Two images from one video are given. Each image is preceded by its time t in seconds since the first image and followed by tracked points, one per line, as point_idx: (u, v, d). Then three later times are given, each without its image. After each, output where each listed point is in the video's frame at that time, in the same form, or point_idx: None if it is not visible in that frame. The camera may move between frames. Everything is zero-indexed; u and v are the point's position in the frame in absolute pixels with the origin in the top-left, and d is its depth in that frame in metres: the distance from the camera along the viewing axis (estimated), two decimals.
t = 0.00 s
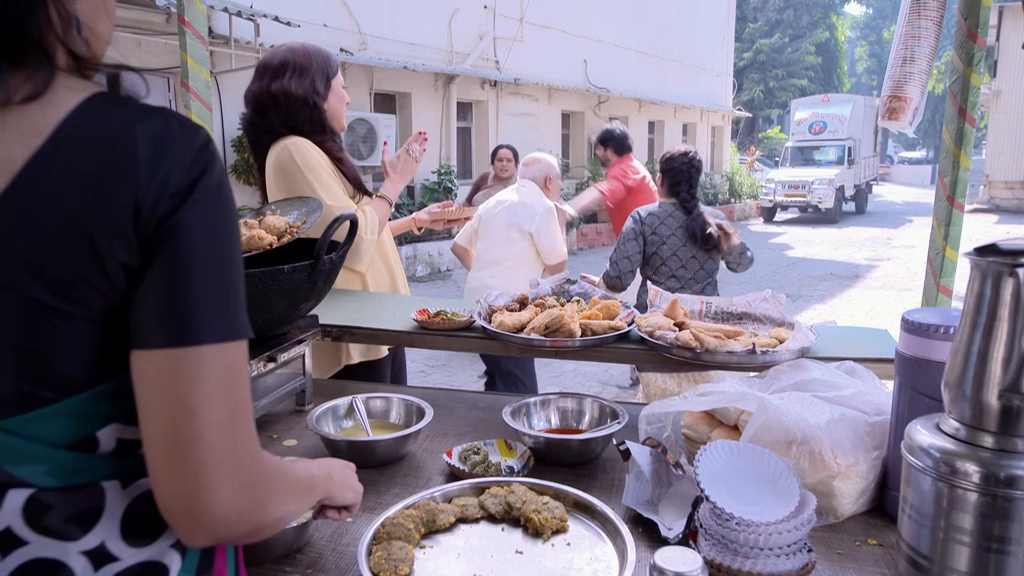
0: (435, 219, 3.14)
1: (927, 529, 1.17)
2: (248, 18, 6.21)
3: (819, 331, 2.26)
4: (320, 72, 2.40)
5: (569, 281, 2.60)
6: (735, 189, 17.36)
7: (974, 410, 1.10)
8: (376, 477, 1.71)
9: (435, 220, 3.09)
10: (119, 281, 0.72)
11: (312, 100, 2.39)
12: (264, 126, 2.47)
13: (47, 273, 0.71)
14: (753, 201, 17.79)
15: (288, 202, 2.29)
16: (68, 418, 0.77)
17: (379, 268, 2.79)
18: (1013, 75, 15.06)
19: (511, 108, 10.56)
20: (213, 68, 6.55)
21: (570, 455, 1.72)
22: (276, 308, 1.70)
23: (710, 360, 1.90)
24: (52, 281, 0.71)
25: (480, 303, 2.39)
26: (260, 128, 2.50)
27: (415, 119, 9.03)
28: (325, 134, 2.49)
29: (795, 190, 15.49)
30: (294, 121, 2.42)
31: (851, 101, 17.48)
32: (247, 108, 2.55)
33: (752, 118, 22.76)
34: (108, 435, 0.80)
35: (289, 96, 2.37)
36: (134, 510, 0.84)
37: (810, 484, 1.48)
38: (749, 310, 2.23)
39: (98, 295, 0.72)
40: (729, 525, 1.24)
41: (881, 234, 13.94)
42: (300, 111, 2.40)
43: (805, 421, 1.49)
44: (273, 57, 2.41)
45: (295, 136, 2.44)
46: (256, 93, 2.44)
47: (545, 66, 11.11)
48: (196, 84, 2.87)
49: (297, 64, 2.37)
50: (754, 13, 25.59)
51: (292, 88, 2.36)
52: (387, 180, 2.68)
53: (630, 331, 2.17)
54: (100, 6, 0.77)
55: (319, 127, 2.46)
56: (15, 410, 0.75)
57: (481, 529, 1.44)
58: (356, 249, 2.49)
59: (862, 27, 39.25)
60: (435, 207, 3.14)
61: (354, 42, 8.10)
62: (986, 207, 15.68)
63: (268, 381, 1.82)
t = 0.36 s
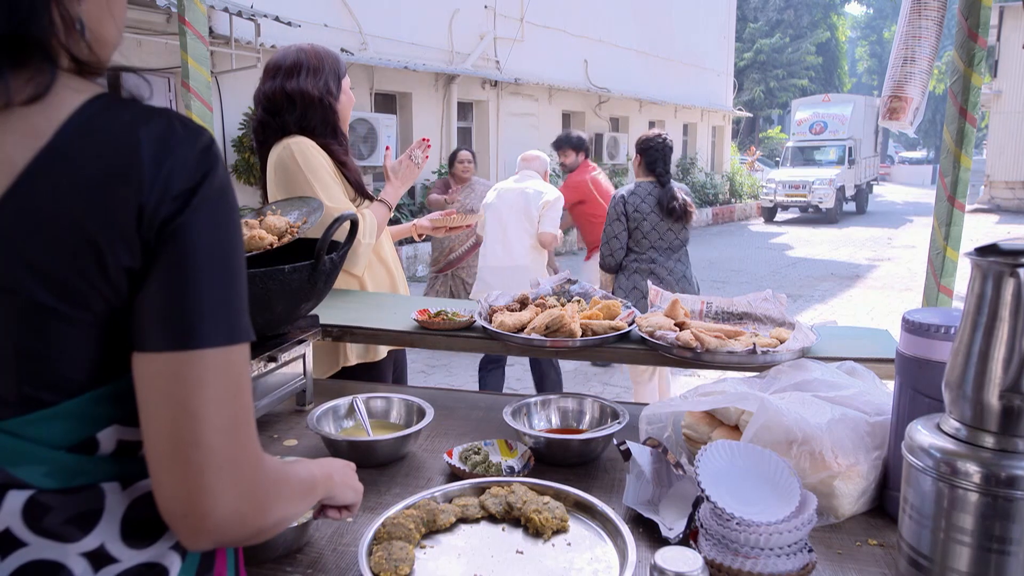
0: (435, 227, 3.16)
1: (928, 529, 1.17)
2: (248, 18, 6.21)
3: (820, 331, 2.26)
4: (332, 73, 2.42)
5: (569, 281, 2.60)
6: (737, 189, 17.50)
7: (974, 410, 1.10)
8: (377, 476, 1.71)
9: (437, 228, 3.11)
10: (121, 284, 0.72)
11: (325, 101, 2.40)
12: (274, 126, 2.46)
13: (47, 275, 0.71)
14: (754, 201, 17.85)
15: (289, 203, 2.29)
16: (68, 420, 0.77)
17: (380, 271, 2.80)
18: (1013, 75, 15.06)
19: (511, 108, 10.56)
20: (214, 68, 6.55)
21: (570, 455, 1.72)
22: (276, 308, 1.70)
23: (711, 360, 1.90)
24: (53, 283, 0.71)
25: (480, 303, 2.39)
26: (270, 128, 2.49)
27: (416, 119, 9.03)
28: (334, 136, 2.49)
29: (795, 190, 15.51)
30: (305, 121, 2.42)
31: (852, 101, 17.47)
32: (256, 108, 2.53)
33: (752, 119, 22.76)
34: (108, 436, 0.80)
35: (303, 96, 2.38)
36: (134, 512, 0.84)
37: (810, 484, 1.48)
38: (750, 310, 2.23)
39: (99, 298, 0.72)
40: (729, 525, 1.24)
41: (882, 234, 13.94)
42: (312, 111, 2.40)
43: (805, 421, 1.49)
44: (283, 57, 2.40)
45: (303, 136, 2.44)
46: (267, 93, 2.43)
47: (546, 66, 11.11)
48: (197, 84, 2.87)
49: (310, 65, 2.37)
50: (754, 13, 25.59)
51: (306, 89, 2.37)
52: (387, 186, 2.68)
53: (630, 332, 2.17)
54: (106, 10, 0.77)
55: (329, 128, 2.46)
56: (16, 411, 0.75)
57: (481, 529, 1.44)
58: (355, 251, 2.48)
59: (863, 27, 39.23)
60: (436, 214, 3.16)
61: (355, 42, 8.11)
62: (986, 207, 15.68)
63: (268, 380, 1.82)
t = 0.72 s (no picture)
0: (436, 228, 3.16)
1: (929, 529, 1.17)
2: (250, 18, 6.22)
3: (821, 331, 2.26)
4: (338, 73, 2.44)
5: (571, 280, 2.60)
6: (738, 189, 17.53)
7: (976, 410, 1.10)
8: (378, 476, 1.71)
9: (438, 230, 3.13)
10: (123, 292, 0.72)
11: (333, 101, 2.42)
12: (279, 124, 2.44)
13: (49, 282, 0.71)
14: (755, 200, 17.86)
15: (290, 202, 2.28)
16: (70, 421, 0.77)
17: (382, 271, 2.80)
18: (1015, 75, 15.04)
19: (513, 108, 10.56)
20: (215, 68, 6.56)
21: (571, 455, 1.72)
22: (278, 308, 1.70)
23: (712, 360, 1.90)
24: (53, 289, 0.71)
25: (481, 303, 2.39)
26: (273, 126, 2.46)
27: (417, 119, 9.03)
28: (338, 136, 2.51)
29: (797, 190, 15.50)
30: (313, 120, 2.42)
31: (853, 101, 17.45)
32: (257, 106, 2.50)
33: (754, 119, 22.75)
34: (107, 438, 0.80)
35: (312, 95, 2.38)
36: (130, 513, 0.84)
37: (811, 485, 1.48)
38: (751, 310, 2.23)
39: (102, 304, 0.72)
40: (731, 525, 1.24)
41: (883, 234, 13.93)
42: (320, 110, 2.41)
43: (807, 421, 1.49)
44: (289, 56, 2.39)
45: (309, 135, 2.43)
46: (272, 91, 2.41)
47: (547, 66, 11.11)
48: (198, 84, 2.87)
49: (318, 65, 2.39)
50: (755, 14, 25.60)
51: (315, 88, 2.37)
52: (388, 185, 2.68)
53: (632, 332, 2.17)
54: (131, 17, 0.77)
55: (334, 128, 2.48)
56: (17, 411, 0.76)
57: (483, 529, 1.43)
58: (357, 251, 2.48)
59: (865, 27, 39.19)
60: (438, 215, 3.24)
61: (356, 42, 8.11)
62: (988, 207, 15.68)
63: (270, 380, 1.82)
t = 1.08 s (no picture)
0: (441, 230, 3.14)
1: (934, 530, 1.16)
2: (253, 19, 6.23)
3: (825, 331, 2.26)
4: (343, 73, 2.46)
5: (574, 280, 2.59)
6: (741, 189, 17.52)
7: (980, 411, 1.09)
8: (382, 476, 1.71)
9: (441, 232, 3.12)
10: (148, 287, 0.72)
11: (340, 102, 2.44)
12: (286, 125, 2.43)
13: (74, 277, 0.71)
14: (758, 200, 17.84)
15: (293, 202, 2.29)
16: (89, 412, 0.77)
17: (387, 271, 2.79)
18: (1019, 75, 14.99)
19: (515, 108, 10.55)
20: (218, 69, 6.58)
21: (574, 455, 1.72)
22: (282, 308, 1.71)
23: (716, 360, 1.89)
24: (76, 283, 0.71)
25: (485, 303, 2.39)
26: (279, 126, 2.45)
27: (420, 119, 9.03)
28: (343, 136, 2.53)
29: (800, 190, 15.47)
30: (321, 121, 2.43)
31: (857, 100, 17.40)
32: (260, 106, 2.47)
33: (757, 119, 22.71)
34: (124, 431, 0.80)
35: (321, 96, 2.39)
36: (146, 507, 0.83)
37: (815, 485, 1.48)
38: (755, 309, 2.23)
39: (126, 299, 0.73)
40: (734, 525, 1.23)
41: (887, 234, 13.89)
42: (328, 111, 2.43)
43: (810, 420, 1.49)
44: (293, 55, 2.37)
45: (315, 136, 2.44)
46: (280, 92, 2.39)
47: (550, 66, 11.10)
48: (202, 84, 2.87)
49: (325, 65, 2.38)
50: (759, 14, 25.56)
51: (324, 88, 2.38)
52: (397, 189, 2.68)
53: (635, 332, 2.17)
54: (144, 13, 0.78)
55: (341, 128, 2.50)
56: (37, 405, 0.76)
57: (486, 528, 1.43)
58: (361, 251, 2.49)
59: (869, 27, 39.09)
60: (440, 217, 3.33)
61: (359, 42, 8.12)
62: (992, 207, 15.64)
63: (274, 379, 1.82)
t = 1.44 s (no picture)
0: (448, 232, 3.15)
1: (942, 531, 1.16)
2: (260, 18, 6.25)
3: (832, 331, 2.25)
4: (332, 78, 2.46)
5: (581, 280, 2.59)
6: (748, 189, 17.47)
7: (989, 412, 1.09)
8: (388, 475, 1.72)
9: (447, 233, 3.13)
10: (191, 296, 0.74)
11: (329, 105, 2.44)
12: (277, 132, 2.44)
13: (118, 282, 0.72)
14: (765, 200, 17.79)
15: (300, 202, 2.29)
16: (128, 407, 0.77)
17: (390, 270, 2.81)
18: None
19: (522, 108, 10.54)
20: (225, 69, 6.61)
21: (581, 455, 1.72)
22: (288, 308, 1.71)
23: (722, 361, 1.88)
24: (126, 290, 0.72)
25: (491, 303, 2.39)
26: (271, 133, 2.45)
27: (427, 119, 9.03)
28: (336, 140, 2.53)
29: (807, 190, 15.41)
30: (311, 126, 2.43)
31: (865, 100, 17.30)
32: (253, 114, 2.47)
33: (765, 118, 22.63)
34: (160, 427, 0.79)
35: (309, 100, 2.39)
36: (179, 498, 0.82)
37: (823, 486, 1.47)
38: (762, 309, 2.22)
39: (169, 306, 0.73)
40: (741, 526, 1.23)
41: (895, 234, 13.81)
42: (317, 115, 2.43)
43: (819, 422, 1.48)
44: (281, 62, 2.39)
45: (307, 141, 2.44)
46: (269, 99, 2.40)
47: (556, 66, 11.09)
48: (210, 83, 2.88)
49: (312, 70, 2.39)
50: (766, 13, 25.48)
51: (312, 93, 2.39)
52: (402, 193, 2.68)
53: (642, 332, 2.16)
54: (192, 22, 0.78)
55: (332, 132, 2.49)
56: (79, 400, 0.76)
57: (492, 529, 1.43)
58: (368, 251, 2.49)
59: (878, 26, 38.89)
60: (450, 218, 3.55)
61: (366, 43, 8.13)
62: (1001, 207, 15.53)
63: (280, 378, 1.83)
